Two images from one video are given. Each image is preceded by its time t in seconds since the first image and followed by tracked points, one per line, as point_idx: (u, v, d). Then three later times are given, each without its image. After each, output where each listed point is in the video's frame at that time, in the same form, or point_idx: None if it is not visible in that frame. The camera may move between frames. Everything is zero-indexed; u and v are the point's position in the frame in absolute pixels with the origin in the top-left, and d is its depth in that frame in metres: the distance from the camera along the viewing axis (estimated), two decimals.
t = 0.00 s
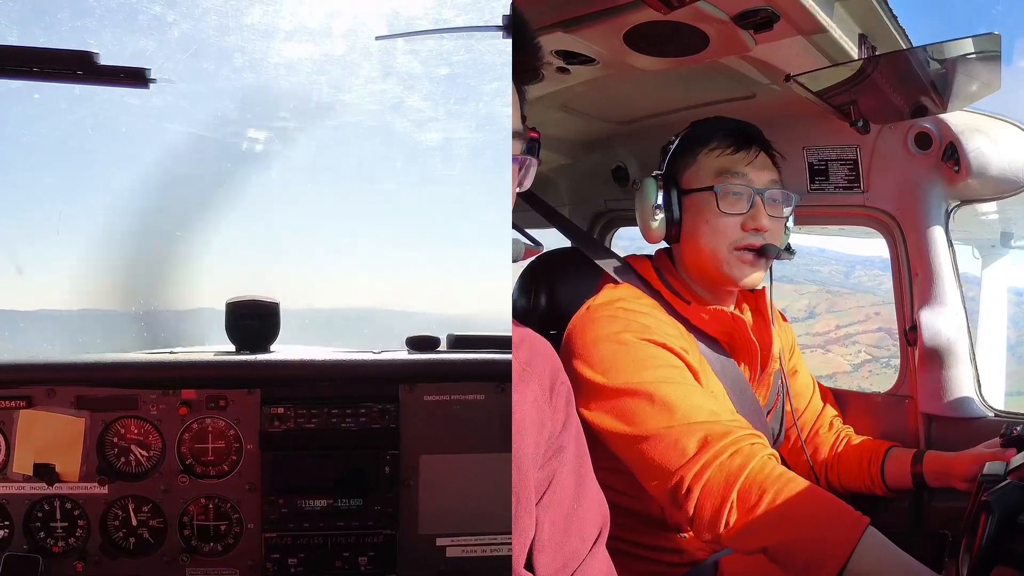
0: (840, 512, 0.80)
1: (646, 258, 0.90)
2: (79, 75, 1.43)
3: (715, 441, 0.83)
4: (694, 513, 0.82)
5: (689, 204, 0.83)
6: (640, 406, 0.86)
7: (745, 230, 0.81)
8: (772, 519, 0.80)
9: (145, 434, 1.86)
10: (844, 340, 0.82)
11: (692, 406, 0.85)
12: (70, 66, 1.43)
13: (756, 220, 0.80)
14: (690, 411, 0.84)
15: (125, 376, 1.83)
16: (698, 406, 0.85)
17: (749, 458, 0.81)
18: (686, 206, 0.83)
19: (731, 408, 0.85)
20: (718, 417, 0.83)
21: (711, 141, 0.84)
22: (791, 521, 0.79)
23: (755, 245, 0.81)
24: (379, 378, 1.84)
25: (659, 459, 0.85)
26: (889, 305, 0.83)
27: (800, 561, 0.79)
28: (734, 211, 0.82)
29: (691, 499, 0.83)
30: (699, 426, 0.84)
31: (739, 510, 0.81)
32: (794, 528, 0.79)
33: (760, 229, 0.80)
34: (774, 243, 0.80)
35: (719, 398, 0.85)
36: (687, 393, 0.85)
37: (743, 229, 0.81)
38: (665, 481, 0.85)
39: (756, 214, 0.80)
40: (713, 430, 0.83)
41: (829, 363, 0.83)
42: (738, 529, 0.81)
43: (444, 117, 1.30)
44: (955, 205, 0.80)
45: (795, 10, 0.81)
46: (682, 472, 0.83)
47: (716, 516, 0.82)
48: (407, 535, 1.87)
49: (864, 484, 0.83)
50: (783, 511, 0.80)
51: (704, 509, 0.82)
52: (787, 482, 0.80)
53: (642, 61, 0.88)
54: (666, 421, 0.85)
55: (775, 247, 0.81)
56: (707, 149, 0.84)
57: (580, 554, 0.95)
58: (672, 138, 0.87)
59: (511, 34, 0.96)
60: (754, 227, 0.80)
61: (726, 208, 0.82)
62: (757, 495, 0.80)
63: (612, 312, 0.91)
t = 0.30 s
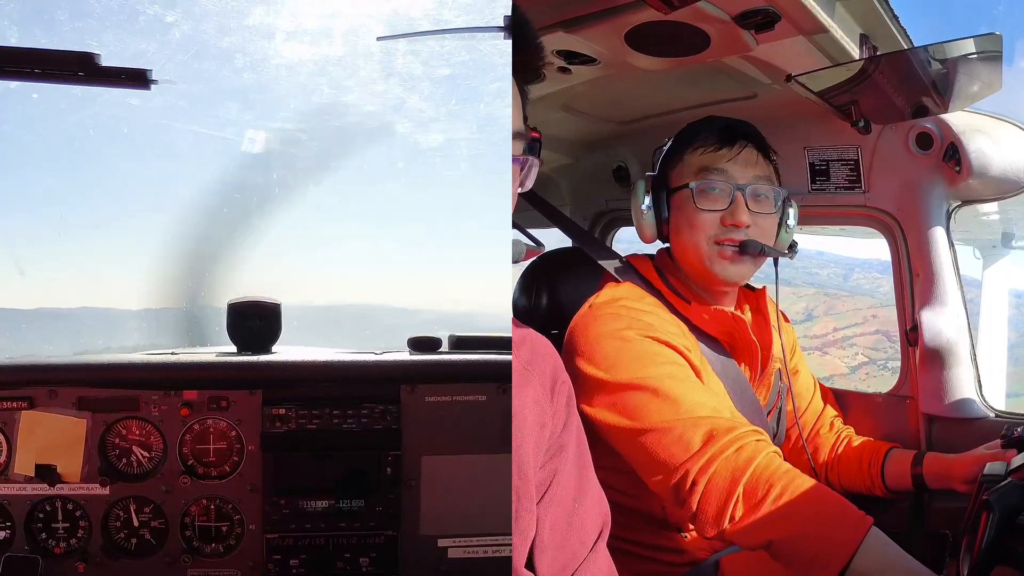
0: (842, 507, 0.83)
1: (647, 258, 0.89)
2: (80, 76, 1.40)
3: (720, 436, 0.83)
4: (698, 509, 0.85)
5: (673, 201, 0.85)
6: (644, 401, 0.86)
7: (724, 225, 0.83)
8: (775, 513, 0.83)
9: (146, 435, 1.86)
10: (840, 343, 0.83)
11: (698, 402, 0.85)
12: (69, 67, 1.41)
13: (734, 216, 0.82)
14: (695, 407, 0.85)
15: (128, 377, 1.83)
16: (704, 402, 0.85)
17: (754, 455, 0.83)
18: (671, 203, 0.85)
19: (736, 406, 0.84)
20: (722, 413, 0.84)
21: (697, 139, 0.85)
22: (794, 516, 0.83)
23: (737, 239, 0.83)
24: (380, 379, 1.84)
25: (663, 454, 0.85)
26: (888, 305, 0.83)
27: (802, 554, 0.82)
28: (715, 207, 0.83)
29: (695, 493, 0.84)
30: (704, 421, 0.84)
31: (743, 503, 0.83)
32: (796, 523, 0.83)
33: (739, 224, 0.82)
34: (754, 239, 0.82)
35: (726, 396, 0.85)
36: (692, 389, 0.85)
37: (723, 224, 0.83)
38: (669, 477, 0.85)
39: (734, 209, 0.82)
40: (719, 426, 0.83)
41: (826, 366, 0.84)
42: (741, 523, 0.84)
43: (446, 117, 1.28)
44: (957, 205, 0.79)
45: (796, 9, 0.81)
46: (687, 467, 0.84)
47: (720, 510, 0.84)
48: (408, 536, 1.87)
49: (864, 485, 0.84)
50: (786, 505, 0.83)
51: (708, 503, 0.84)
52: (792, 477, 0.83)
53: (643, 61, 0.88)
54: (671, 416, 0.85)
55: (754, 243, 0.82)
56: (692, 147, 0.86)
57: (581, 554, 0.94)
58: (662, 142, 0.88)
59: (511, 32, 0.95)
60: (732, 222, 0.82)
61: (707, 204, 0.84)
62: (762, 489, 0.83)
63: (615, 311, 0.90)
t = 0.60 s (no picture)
0: (845, 506, 0.82)
1: (646, 258, 0.89)
2: (81, 76, 1.43)
3: (723, 431, 0.82)
4: (700, 504, 0.83)
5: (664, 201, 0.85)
6: (646, 397, 0.86)
7: (712, 226, 0.83)
8: (778, 509, 0.81)
9: (147, 435, 1.86)
10: (838, 345, 0.84)
11: (700, 399, 0.84)
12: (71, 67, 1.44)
13: (722, 216, 0.82)
14: (697, 403, 0.84)
15: (129, 377, 1.84)
16: (706, 399, 0.84)
17: (759, 451, 0.81)
18: (661, 204, 0.85)
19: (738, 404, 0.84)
20: (724, 410, 0.84)
21: (688, 142, 0.86)
22: (798, 513, 0.81)
23: (724, 240, 0.83)
24: (381, 379, 1.84)
25: (665, 450, 0.84)
26: (888, 301, 0.84)
27: (806, 551, 0.80)
28: (703, 208, 0.83)
29: (697, 490, 0.83)
30: (707, 417, 0.83)
31: (745, 499, 0.82)
32: (800, 519, 0.81)
33: (726, 225, 0.82)
34: (740, 240, 0.82)
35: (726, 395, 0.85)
36: (693, 387, 0.85)
37: (712, 225, 0.83)
38: (671, 473, 0.84)
39: (722, 210, 0.82)
40: (722, 423, 0.83)
41: (824, 367, 0.85)
42: (744, 519, 0.82)
43: (448, 118, 1.25)
44: (957, 205, 0.80)
45: (797, 8, 0.80)
46: (690, 462, 0.83)
47: (722, 506, 0.82)
48: (409, 536, 1.87)
49: (865, 485, 0.84)
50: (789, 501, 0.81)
51: (710, 500, 0.82)
52: (796, 475, 0.82)
53: (644, 61, 0.87)
54: (673, 410, 0.84)
55: (740, 244, 0.82)
56: (684, 149, 0.86)
57: (583, 553, 0.94)
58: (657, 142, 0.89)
59: (511, 26, 0.91)
60: (720, 223, 0.82)
61: (695, 204, 0.84)
62: (766, 484, 0.81)
63: (615, 311, 0.90)
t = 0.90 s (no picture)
0: (846, 503, 0.82)
1: (647, 257, 0.91)
2: (83, 76, 1.44)
3: (726, 429, 0.83)
4: (703, 502, 0.84)
5: (710, 204, 0.84)
6: (648, 395, 0.86)
7: (766, 234, 0.82)
8: (781, 504, 0.82)
9: (148, 435, 1.86)
10: (835, 346, 0.84)
11: (703, 396, 0.85)
12: (73, 67, 1.44)
13: (777, 224, 0.81)
14: (699, 400, 0.84)
15: (129, 376, 1.84)
16: (708, 397, 0.85)
17: (761, 448, 0.82)
18: (705, 206, 0.84)
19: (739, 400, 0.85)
20: (726, 407, 0.84)
21: (729, 141, 0.85)
22: (800, 510, 0.82)
23: (775, 248, 0.82)
24: (381, 380, 1.84)
25: (668, 448, 0.85)
26: (887, 300, 0.83)
27: (809, 547, 0.81)
28: (756, 214, 0.82)
29: (700, 486, 0.83)
30: (710, 414, 0.83)
31: (749, 496, 0.82)
32: (803, 513, 0.82)
33: (780, 233, 0.81)
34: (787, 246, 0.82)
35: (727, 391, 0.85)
36: (695, 384, 0.85)
37: (764, 232, 0.82)
38: (673, 470, 0.85)
39: (775, 218, 0.81)
40: (725, 420, 0.83)
41: (822, 368, 0.85)
42: (748, 516, 0.82)
43: (450, 119, 1.24)
44: (958, 203, 0.80)
45: (798, 7, 0.81)
46: (693, 460, 0.83)
47: (725, 503, 0.83)
48: (409, 537, 1.87)
49: (864, 484, 0.83)
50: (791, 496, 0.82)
51: (711, 496, 0.83)
52: (797, 472, 0.83)
53: (645, 60, 0.87)
54: (676, 408, 0.85)
55: (792, 250, 0.82)
56: (727, 150, 0.86)
57: (585, 550, 0.93)
58: (684, 132, 0.89)
59: (512, 25, 0.93)
60: (775, 231, 0.81)
61: (749, 210, 0.83)
62: (770, 481, 0.82)
63: (615, 310, 0.91)
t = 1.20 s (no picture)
0: (848, 502, 0.81)
1: (646, 256, 0.91)
2: (83, 75, 1.44)
3: (726, 426, 0.82)
4: (703, 500, 0.82)
5: (715, 199, 0.84)
6: (648, 392, 0.86)
7: (769, 231, 0.81)
8: (781, 503, 0.81)
9: (147, 435, 1.86)
10: (832, 347, 0.84)
11: (704, 393, 0.84)
12: (73, 66, 1.44)
13: (780, 222, 0.80)
14: (699, 398, 0.84)
15: (129, 376, 1.84)
16: (708, 394, 0.84)
17: (761, 446, 0.81)
18: (709, 203, 0.84)
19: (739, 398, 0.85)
20: (726, 405, 0.84)
21: (735, 140, 0.86)
22: (800, 508, 0.81)
23: (777, 247, 0.81)
24: (380, 379, 1.83)
25: (668, 446, 0.84)
26: (887, 299, 0.84)
27: (810, 545, 0.80)
28: (760, 211, 0.81)
29: (700, 485, 0.82)
30: (710, 411, 0.83)
31: (749, 494, 0.81)
32: (803, 512, 0.81)
33: (783, 232, 0.80)
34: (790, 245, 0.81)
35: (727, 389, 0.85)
36: (694, 381, 0.85)
37: (768, 230, 0.81)
38: (673, 468, 0.84)
39: (780, 216, 0.80)
40: (726, 417, 0.82)
41: (820, 369, 0.86)
42: (748, 514, 0.81)
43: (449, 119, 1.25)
44: (957, 201, 0.80)
45: (798, 6, 0.81)
46: (693, 458, 0.82)
47: (726, 501, 0.82)
48: (408, 536, 1.87)
49: (865, 482, 0.83)
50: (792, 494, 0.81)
51: (712, 495, 0.82)
52: (797, 470, 0.82)
53: (644, 59, 0.87)
54: (676, 406, 0.84)
55: (793, 248, 0.81)
56: (734, 147, 0.85)
57: (584, 550, 0.94)
58: (691, 130, 0.89)
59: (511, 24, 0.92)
60: (778, 229, 0.80)
61: (754, 207, 0.82)
62: (770, 478, 0.81)
63: (614, 310, 0.91)
